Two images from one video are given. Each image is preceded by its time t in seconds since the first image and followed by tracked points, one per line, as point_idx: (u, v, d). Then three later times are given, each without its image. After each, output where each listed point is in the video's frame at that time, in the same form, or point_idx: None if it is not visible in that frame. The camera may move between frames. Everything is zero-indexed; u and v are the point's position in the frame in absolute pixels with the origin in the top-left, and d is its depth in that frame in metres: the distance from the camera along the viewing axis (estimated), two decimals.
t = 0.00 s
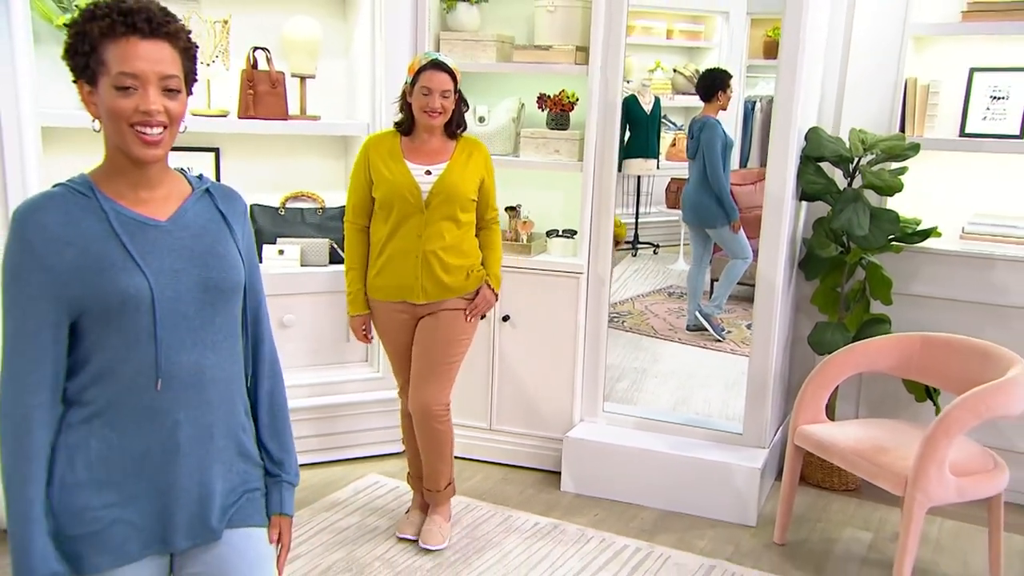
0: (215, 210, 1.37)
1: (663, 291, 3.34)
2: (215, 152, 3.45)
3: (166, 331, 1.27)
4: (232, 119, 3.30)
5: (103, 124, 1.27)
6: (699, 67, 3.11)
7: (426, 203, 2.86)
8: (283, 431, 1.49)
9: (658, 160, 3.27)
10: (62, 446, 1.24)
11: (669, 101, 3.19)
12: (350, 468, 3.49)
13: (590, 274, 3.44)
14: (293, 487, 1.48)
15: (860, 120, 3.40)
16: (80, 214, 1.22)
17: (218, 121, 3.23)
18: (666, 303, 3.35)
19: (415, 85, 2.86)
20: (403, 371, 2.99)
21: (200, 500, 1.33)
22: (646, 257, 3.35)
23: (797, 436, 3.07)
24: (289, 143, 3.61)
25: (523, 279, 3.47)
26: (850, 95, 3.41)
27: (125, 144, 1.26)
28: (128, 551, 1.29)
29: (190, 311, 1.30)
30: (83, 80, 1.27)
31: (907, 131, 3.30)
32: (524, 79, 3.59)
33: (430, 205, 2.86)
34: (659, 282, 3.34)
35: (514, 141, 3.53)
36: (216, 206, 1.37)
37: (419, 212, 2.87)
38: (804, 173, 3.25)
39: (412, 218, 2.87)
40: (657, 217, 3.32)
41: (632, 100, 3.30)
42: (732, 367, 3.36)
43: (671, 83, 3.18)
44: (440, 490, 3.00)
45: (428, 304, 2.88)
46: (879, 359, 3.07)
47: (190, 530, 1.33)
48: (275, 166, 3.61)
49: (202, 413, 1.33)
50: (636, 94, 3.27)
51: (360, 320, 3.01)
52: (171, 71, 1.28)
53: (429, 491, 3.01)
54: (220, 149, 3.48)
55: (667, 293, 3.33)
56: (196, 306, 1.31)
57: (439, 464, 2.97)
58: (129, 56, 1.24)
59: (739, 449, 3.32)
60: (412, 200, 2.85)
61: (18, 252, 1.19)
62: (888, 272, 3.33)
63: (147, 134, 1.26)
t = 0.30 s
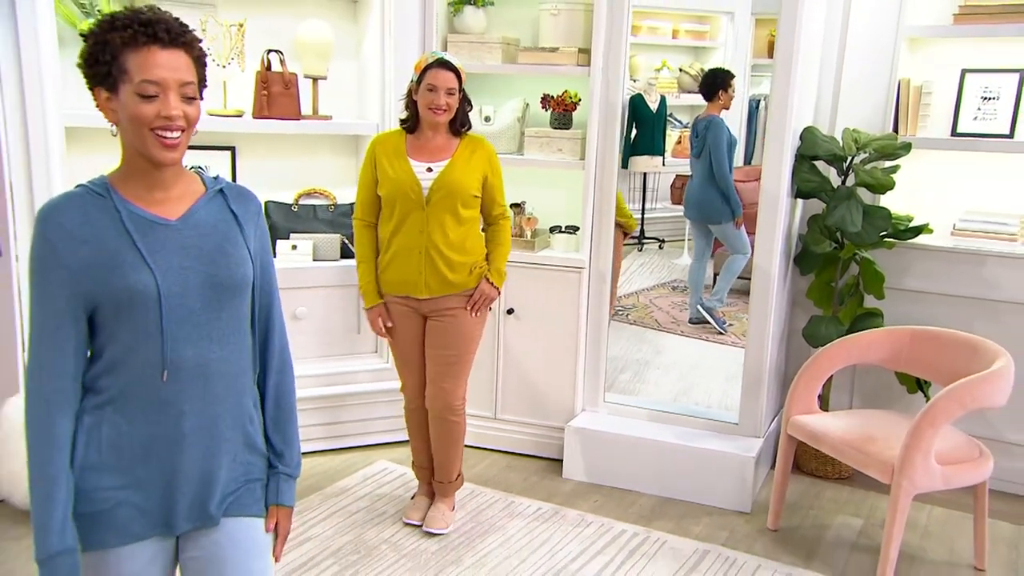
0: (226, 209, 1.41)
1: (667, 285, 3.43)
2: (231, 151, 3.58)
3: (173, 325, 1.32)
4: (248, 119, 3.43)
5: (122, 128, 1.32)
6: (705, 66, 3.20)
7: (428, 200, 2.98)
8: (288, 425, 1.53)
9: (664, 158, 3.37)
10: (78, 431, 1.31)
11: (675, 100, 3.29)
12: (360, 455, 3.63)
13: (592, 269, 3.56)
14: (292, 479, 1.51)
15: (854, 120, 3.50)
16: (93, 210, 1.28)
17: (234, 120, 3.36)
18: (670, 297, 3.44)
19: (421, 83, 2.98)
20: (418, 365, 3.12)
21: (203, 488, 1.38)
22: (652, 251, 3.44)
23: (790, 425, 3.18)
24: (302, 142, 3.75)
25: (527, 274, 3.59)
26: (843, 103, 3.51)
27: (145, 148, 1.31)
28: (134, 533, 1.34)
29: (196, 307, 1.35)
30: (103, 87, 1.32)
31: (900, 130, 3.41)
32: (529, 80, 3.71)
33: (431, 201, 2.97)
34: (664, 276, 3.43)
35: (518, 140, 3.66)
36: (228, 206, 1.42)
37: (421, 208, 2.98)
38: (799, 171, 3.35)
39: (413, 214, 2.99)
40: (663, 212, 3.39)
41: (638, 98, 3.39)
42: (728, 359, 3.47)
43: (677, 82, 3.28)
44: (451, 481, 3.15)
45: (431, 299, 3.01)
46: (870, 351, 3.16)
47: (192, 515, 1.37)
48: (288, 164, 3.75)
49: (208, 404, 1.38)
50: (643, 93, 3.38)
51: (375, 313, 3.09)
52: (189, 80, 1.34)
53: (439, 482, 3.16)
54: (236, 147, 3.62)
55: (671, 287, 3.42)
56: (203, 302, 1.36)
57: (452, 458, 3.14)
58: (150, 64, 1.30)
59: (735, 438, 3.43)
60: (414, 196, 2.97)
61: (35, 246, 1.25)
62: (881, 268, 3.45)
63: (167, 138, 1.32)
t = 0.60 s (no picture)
0: (245, 202, 1.47)
1: (681, 277, 3.55)
2: (257, 147, 3.73)
3: (195, 314, 1.38)
4: (273, 116, 3.58)
5: (154, 128, 1.39)
6: (721, 64, 3.29)
7: (447, 191, 3.11)
8: (304, 408, 1.60)
9: (680, 153, 3.46)
10: (108, 411, 1.39)
11: (691, 97, 3.34)
12: (379, 440, 3.78)
13: (602, 261, 3.67)
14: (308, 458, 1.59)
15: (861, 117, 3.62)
16: (122, 203, 1.36)
17: (259, 118, 3.51)
18: (683, 289, 3.56)
19: (438, 81, 3.11)
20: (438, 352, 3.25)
21: (223, 467, 1.45)
22: (667, 245, 3.55)
23: (792, 414, 3.27)
24: (325, 138, 3.90)
25: (539, 266, 3.72)
26: (850, 99, 3.62)
27: (180, 148, 1.38)
28: (159, 507, 1.42)
29: (217, 296, 1.40)
30: (136, 89, 1.38)
31: (905, 127, 3.50)
32: (543, 78, 3.82)
33: (450, 191, 3.10)
34: (679, 269, 3.55)
35: (533, 137, 3.79)
36: (248, 199, 1.47)
37: (440, 198, 3.11)
38: (804, 167, 3.44)
39: (434, 206, 3.12)
40: (678, 207, 3.50)
41: (656, 96, 3.46)
42: (735, 349, 3.57)
43: (694, 80, 3.34)
44: (463, 461, 3.32)
45: (451, 288, 3.15)
46: (871, 343, 3.27)
47: (213, 492, 1.44)
48: (311, 159, 3.90)
49: (228, 388, 1.44)
50: (660, 90, 3.45)
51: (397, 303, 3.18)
52: (219, 82, 1.42)
53: (452, 461, 3.33)
54: (262, 143, 3.77)
55: (685, 279, 3.55)
56: (224, 291, 1.41)
57: (463, 437, 3.31)
58: (184, 68, 1.37)
59: (740, 426, 3.54)
60: (433, 188, 3.10)
61: (67, 237, 1.34)
62: (884, 261, 3.55)
63: (201, 137, 1.39)
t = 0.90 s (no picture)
0: (263, 191, 1.60)
1: (700, 269, 3.61)
2: (284, 139, 3.89)
3: (224, 296, 1.51)
4: (300, 110, 3.73)
5: (182, 121, 1.51)
6: (742, 59, 3.35)
7: (476, 186, 3.24)
8: (318, 381, 1.75)
9: (699, 147, 3.50)
10: (141, 389, 1.51)
11: (712, 91, 3.41)
12: (400, 421, 3.94)
13: (616, 251, 3.78)
14: (324, 427, 1.74)
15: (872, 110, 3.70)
16: (154, 194, 1.47)
17: (287, 112, 3.66)
18: (701, 280, 3.62)
19: (460, 80, 3.22)
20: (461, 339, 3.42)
21: (252, 437, 1.58)
22: (687, 237, 3.61)
23: (798, 400, 3.37)
24: (351, 131, 4.06)
25: (555, 255, 3.84)
26: (862, 92, 3.70)
27: (205, 141, 1.50)
28: (195, 478, 1.55)
29: (243, 279, 1.54)
30: (166, 85, 1.49)
31: (915, 119, 3.58)
32: (560, 73, 3.94)
33: (479, 186, 3.23)
34: (698, 260, 3.61)
35: (550, 130, 3.91)
36: (265, 188, 1.61)
37: (469, 193, 3.24)
38: (814, 160, 3.52)
39: (463, 200, 3.25)
40: (698, 199, 3.55)
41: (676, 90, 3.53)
42: (744, 337, 3.67)
43: (715, 74, 3.39)
44: (480, 441, 3.46)
45: (479, 279, 3.30)
46: (877, 330, 3.34)
47: (244, 462, 1.58)
48: (336, 151, 4.06)
49: (253, 363, 1.58)
50: (681, 85, 3.51)
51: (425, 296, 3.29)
52: (243, 80, 1.53)
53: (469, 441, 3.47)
54: (289, 136, 3.94)
55: (703, 271, 3.61)
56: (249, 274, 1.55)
57: (480, 419, 3.46)
58: (211, 66, 1.48)
59: (749, 412, 3.64)
60: (463, 183, 3.23)
61: (101, 228, 1.44)
62: (893, 253, 3.62)
63: (225, 131, 1.51)
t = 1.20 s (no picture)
0: (284, 176, 1.74)
1: (723, 258, 3.71)
2: (318, 130, 4.07)
3: (257, 274, 1.65)
4: (332, 101, 3.89)
5: (210, 110, 1.62)
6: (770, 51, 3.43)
7: (507, 176, 3.32)
8: (334, 351, 1.93)
9: (724, 138, 3.59)
10: (179, 363, 1.63)
11: (738, 84, 3.49)
12: (425, 401, 4.09)
13: (635, 239, 3.89)
14: (347, 394, 1.94)
15: (888, 102, 3.75)
16: (188, 180, 1.58)
17: (319, 103, 3.82)
18: (723, 269, 3.72)
19: (485, 74, 3.31)
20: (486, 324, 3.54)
21: (284, 405, 1.73)
22: (711, 227, 3.69)
23: (809, 385, 3.46)
24: (381, 122, 4.21)
25: (576, 243, 3.96)
26: (879, 85, 3.76)
27: (232, 129, 1.62)
28: (233, 445, 1.69)
29: (274, 258, 1.67)
30: (195, 76, 1.61)
31: (931, 112, 3.62)
32: (582, 65, 4.04)
33: (510, 176, 3.32)
34: (720, 250, 3.70)
35: (571, 121, 4.02)
36: (285, 172, 1.75)
37: (501, 184, 3.32)
38: (830, 151, 3.59)
39: (494, 190, 3.33)
40: (722, 189, 3.63)
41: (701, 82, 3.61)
42: (759, 323, 3.76)
43: (741, 68, 3.47)
44: (499, 421, 3.60)
45: (508, 265, 3.40)
46: (890, 318, 3.42)
47: (278, 428, 1.72)
48: (366, 141, 4.22)
49: (281, 336, 1.73)
50: (707, 78, 3.58)
51: (455, 282, 3.39)
52: (268, 72, 1.64)
53: (489, 421, 3.61)
54: (322, 127, 4.11)
55: (726, 260, 3.70)
56: (279, 254, 1.69)
57: (500, 402, 3.59)
58: (238, 59, 1.60)
59: (762, 396, 3.73)
60: (495, 173, 3.31)
61: (142, 215, 1.54)
62: (908, 242, 3.68)
63: (250, 121, 1.63)
